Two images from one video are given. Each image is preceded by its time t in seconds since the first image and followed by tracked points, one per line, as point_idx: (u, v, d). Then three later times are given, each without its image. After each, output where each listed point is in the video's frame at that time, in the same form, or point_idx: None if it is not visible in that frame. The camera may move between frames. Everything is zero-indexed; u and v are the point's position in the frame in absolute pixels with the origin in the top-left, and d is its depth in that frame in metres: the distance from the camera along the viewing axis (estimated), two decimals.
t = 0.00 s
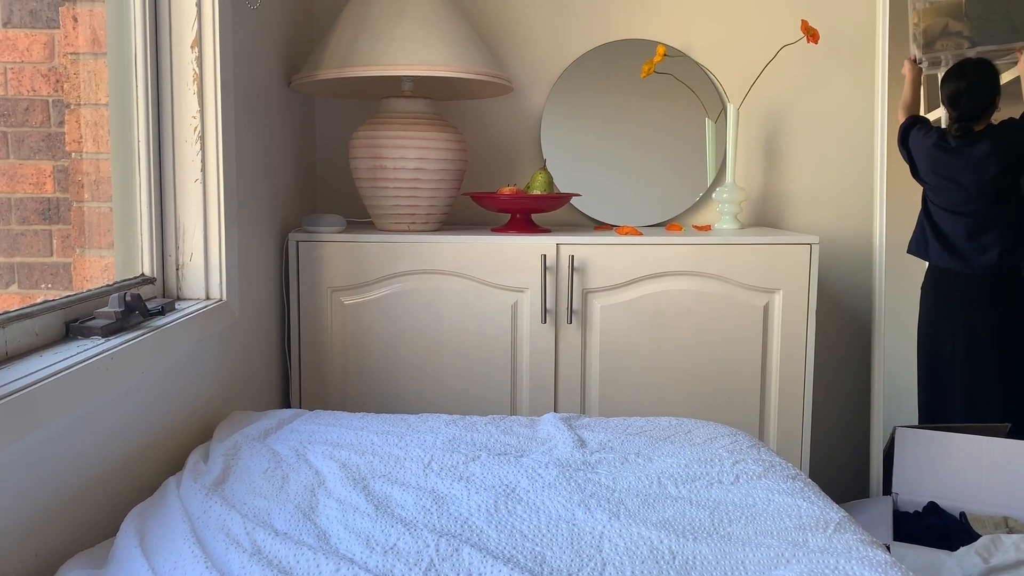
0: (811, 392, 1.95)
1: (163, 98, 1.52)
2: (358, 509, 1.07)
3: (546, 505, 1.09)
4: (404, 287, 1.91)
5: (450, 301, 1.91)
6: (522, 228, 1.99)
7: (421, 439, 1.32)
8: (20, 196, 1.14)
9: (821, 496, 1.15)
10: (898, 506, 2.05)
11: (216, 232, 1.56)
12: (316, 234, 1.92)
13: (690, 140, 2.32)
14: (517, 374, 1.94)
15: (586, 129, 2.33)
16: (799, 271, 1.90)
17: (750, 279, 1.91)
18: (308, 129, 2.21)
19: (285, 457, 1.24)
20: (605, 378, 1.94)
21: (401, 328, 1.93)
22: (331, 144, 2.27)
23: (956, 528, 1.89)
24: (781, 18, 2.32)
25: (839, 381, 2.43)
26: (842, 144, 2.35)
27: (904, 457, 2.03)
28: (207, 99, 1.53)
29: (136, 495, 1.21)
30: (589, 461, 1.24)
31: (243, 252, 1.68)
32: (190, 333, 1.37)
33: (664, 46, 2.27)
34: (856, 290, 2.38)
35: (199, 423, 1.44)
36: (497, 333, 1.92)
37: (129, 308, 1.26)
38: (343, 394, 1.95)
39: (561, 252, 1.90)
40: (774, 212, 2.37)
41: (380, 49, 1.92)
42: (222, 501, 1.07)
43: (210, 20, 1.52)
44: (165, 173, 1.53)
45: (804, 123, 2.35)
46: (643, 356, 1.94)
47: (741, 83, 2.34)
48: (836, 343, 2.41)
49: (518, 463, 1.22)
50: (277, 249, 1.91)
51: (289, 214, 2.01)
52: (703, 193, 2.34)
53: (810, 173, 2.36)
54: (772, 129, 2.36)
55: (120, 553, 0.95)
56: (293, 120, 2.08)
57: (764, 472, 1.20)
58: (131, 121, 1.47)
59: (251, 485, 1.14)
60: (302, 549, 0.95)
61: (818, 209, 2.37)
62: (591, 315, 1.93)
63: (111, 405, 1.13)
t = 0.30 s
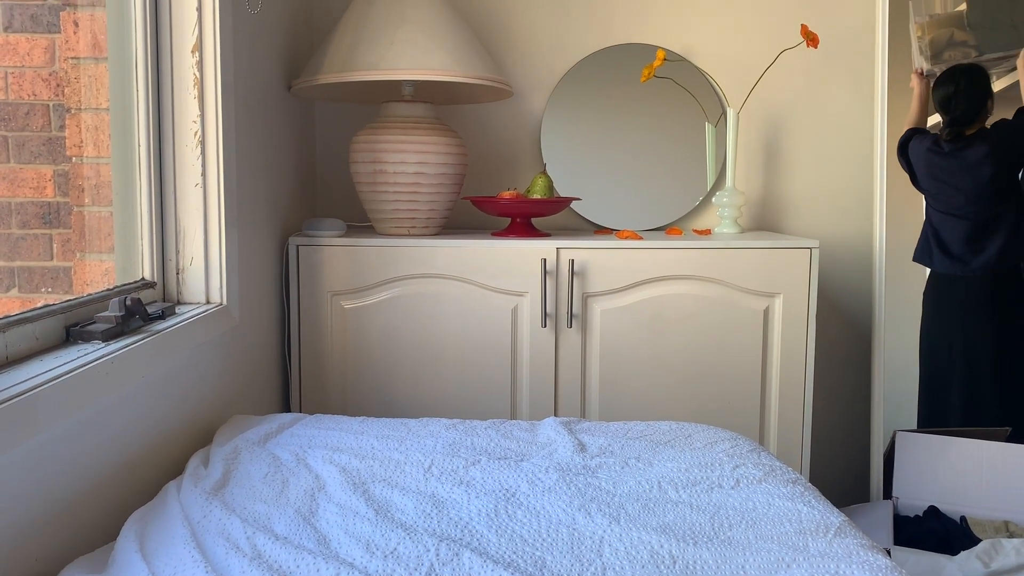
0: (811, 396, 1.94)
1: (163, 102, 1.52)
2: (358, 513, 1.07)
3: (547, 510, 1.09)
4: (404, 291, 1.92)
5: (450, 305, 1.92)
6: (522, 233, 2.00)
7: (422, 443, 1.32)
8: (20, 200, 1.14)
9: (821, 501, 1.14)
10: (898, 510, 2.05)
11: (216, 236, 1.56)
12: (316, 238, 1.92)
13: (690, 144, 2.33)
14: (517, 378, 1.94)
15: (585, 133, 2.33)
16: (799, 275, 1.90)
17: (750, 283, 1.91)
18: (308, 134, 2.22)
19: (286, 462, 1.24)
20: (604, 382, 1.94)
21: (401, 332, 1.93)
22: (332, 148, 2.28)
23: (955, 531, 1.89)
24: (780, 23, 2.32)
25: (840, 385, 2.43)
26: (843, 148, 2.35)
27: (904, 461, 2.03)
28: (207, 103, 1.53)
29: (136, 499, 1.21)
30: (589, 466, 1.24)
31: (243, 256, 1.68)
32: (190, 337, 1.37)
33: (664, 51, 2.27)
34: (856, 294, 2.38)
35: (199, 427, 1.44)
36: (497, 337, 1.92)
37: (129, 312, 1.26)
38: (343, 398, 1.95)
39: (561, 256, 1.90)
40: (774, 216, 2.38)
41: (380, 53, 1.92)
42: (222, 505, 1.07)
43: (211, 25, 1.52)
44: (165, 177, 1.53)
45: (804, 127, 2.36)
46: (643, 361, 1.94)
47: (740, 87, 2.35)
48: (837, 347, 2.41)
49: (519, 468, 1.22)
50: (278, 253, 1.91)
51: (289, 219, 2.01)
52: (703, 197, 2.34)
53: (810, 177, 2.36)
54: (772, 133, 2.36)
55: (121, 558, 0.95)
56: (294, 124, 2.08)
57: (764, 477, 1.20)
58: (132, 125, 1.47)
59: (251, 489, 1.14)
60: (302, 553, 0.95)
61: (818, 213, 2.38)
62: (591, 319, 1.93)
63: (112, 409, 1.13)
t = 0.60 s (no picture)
0: (813, 399, 1.94)
1: (165, 105, 1.53)
2: (359, 517, 1.07)
3: (548, 513, 1.09)
4: (405, 293, 1.92)
5: (451, 308, 1.92)
6: (524, 236, 2.00)
7: (423, 446, 1.32)
8: (21, 204, 1.14)
9: (823, 504, 1.14)
10: (901, 513, 2.05)
11: (218, 239, 1.56)
12: (317, 241, 1.92)
13: (691, 147, 2.33)
14: (518, 381, 1.94)
15: (586, 136, 2.33)
16: (800, 278, 1.91)
17: (751, 285, 1.91)
18: (309, 136, 2.22)
19: (287, 465, 1.24)
20: (605, 386, 1.94)
21: (402, 335, 1.93)
22: (333, 151, 2.28)
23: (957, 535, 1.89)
24: (781, 26, 2.32)
25: (841, 388, 2.43)
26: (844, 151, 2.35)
27: (906, 464, 2.03)
28: (209, 107, 1.54)
29: (137, 502, 1.21)
30: (590, 469, 1.23)
31: (244, 258, 1.68)
32: (191, 340, 1.37)
33: (665, 54, 2.27)
34: (857, 297, 2.38)
35: (200, 430, 1.44)
36: (499, 340, 1.92)
37: (130, 315, 1.27)
38: (344, 400, 1.95)
39: (562, 259, 1.90)
40: (775, 218, 2.38)
41: (382, 57, 1.92)
42: (223, 508, 1.07)
43: (213, 28, 1.52)
44: (167, 180, 1.54)
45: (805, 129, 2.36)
46: (644, 364, 1.94)
47: (741, 90, 2.35)
48: (838, 350, 2.41)
49: (520, 471, 1.22)
50: (279, 256, 1.91)
51: (291, 221, 2.01)
52: (704, 200, 2.34)
53: (811, 180, 2.36)
54: (773, 136, 2.36)
55: (122, 562, 0.95)
56: (295, 127, 2.08)
57: (765, 480, 1.20)
58: (134, 129, 1.48)
59: (253, 493, 1.14)
60: (303, 557, 0.95)
61: (819, 216, 2.38)
62: (592, 322, 1.93)
63: (113, 413, 1.13)
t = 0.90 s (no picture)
0: (814, 402, 1.94)
1: (167, 108, 1.53)
2: (361, 519, 1.07)
3: (550, 516, 1.09)
4: (407, 296, 1.92)
5: (453, 310, 1.92)
6: (525, 238, 2.00)
7: (425, 449, 1.32)
8: (24, 206, 1.14)
9: (825, 507, 1.14)
10: (903, 515, 2.05)
11: (220, 242, 1.56)
12: (319, 243, 1.92)
13: (692, 149, 2.33)
14: (520, 384, 1.94)
15: (588, 138, 2.33)
16: (801, 281, 1.91)
17: (752, 288, 1.91)
18: (311, 139, 2.22)
19: (289, 468, 1.24)
20: (607, 388, 1.94)
21: (404, 337, 1.93)
22: (335, 154, 2.28)
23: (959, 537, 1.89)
24: (782, 28, 2.32)
25: (843, 390, 2.43)
26: (845, 153, 2.35)
27: (908, 467, 2.03)
28: (211, 109, 1.54)
29: (139, 504, 1.21)
30: (592, 472, 1.23)
31: (246, 261, 1.68)
32: (193, 343, 1.38)
33: (666, 56, 2.27)
34: (859, 300, 2.38)
35: (201, 432, 1.44)
36: (500, 343, 1.92)
37: (132, 318, 1.27)
38: (345, 403, 1.95)
39: (564, 261, 1.90)
40: (776, 220, 2.38)
41: (383, 59, 1.92)
42: (225, 511, 1.07)
43: (215, 31, 1.52)
44: (169, 183, 1.54)
45: (806, 132, 2.36)
46: (646, 367, 1.94)
47: (743, 92, 2.35)
48: (839, 352, 2.40)
49: (522, 474, 1.22)
50: (280, 258, 1.91)
51: (292, 224, 2.01)
52: (706, 203, 2.34)
53: (813, 182, 2.36)
54: (775, 138, 2.36)
55: (124, 565, 0.95)
56: (297, 130, 2.08)
57: (768, 483, 1.20)
58: (136, 131, 1.48)
59: (255, 495, 1.14)
60: (305, 560, 0.95)
61: (820, 218, 2.38)
62: (593, 325, 1.93)
63: (115, 415, 1.13)
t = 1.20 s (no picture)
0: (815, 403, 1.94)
1: (169, 109, 1.53)
2: (362, 521, 1.07)
3: (552, 518, 1.09)
4: (408, 297, 1.92)
5: (453, 312, 1.92)
6: (526, 239, 2.00)
7: (426, 450, 1.32)
8: (25, 207, 1.14)
9: (826, 509, 1.14)
10: (903, 517, 2.04)
11: (221, 243, 1.57)
12: (320, 244, 1.92)
13: (693, 150, 2.33)
14: (521, 385, 1.94)
15: (589, 139, 2.34)
16: (803, 282, 1.91)
17: (753, 289, 1.91)
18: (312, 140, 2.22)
19: (290, 469, 1.24)
20: (608, 390, 1.94)
21: (404, 339, 1.93)
22: (336, 155, 2.29)
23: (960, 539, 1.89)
24: (783, 30, 2.32)
25: (844, 392, 2.42)
26: (846, 154, 2.35)
27: (909, 468, 2.03)
28: (212, 110, 1.54)
29: (140, 505, 1.21)
30: (593, 473, 1.23)
31: (247, 263, 1.68)
32: (194, 344, 1.38)
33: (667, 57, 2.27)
34: (860, 302, 2.38)
35: (202, 434, 1.44)
36: (501, 344, 1.92)
37: (134, 319, 1.27)
38: (346, 404, 1.95)
39: (565, 262, 1.90)
40: (777, 222, 2.38)
41: (385, 61, 1.92)
42: (226, 513, 1.07)
43: (216, 32, 1.52)
44: (170, 184, 1.54)
45: (807, 133, 2.36)
46: (647, 368, 1.94)
47: (744, 94, 2.35)
48: (840, 354, 2.40)
49: (523, 475, 1.22)
50: (281, 259, 1.91)
51: (293, 225, 2.01)
52: (706, 204, 2.34)
53: (813, 183, 2.36)
54: (776, 140, 2.36)
55: (125, 566, 0.95)
56: (298, 131, 2.09)
57: (769, 484, 1.20)
58: (138, 133, 1.48)
59: (256, 497, 1.14)
60: (306, 561, 0.95)
61: (821, 219, 2.38)
62: (595, 326, 1.93)
63: (116, 416, 1.13)
